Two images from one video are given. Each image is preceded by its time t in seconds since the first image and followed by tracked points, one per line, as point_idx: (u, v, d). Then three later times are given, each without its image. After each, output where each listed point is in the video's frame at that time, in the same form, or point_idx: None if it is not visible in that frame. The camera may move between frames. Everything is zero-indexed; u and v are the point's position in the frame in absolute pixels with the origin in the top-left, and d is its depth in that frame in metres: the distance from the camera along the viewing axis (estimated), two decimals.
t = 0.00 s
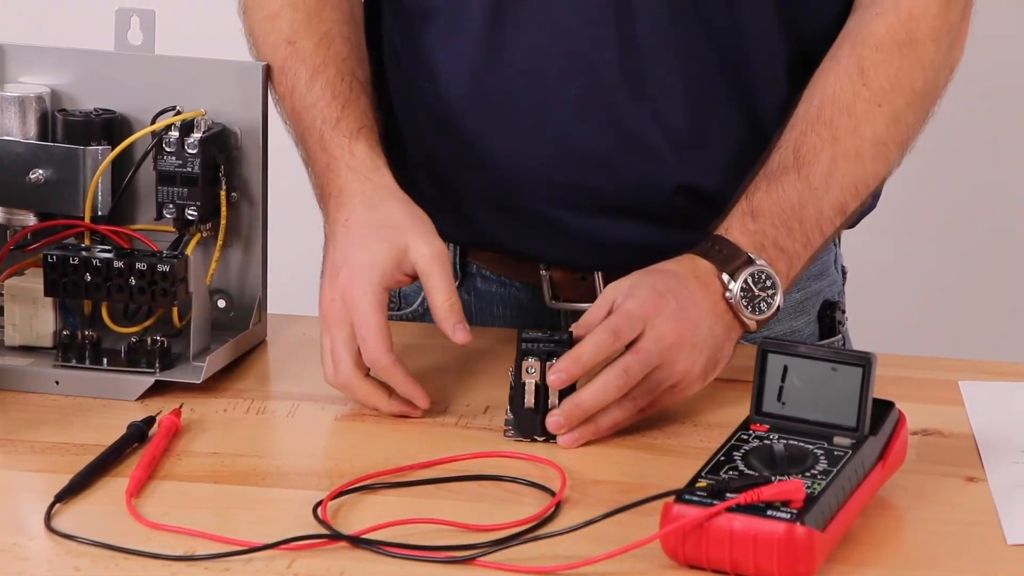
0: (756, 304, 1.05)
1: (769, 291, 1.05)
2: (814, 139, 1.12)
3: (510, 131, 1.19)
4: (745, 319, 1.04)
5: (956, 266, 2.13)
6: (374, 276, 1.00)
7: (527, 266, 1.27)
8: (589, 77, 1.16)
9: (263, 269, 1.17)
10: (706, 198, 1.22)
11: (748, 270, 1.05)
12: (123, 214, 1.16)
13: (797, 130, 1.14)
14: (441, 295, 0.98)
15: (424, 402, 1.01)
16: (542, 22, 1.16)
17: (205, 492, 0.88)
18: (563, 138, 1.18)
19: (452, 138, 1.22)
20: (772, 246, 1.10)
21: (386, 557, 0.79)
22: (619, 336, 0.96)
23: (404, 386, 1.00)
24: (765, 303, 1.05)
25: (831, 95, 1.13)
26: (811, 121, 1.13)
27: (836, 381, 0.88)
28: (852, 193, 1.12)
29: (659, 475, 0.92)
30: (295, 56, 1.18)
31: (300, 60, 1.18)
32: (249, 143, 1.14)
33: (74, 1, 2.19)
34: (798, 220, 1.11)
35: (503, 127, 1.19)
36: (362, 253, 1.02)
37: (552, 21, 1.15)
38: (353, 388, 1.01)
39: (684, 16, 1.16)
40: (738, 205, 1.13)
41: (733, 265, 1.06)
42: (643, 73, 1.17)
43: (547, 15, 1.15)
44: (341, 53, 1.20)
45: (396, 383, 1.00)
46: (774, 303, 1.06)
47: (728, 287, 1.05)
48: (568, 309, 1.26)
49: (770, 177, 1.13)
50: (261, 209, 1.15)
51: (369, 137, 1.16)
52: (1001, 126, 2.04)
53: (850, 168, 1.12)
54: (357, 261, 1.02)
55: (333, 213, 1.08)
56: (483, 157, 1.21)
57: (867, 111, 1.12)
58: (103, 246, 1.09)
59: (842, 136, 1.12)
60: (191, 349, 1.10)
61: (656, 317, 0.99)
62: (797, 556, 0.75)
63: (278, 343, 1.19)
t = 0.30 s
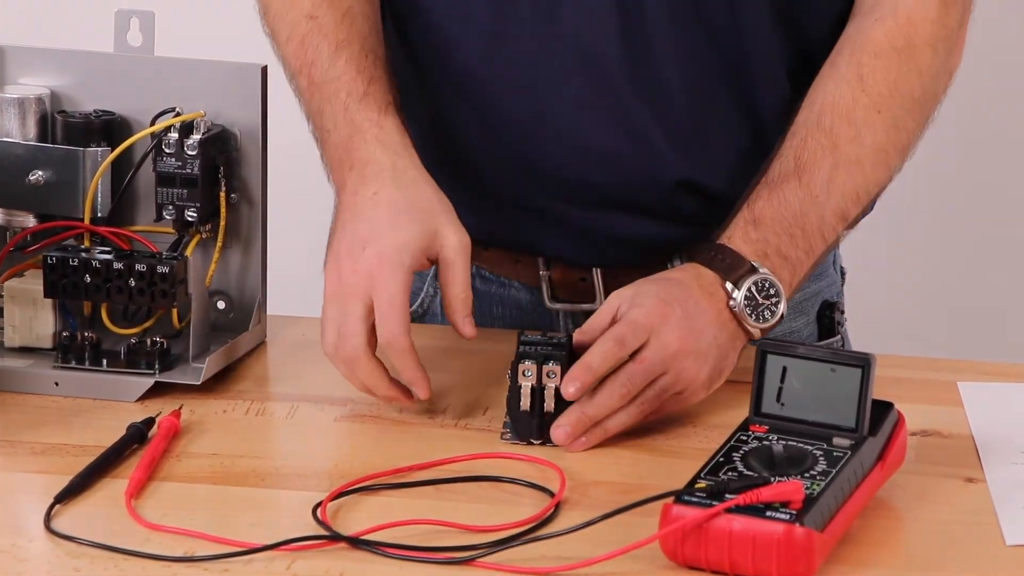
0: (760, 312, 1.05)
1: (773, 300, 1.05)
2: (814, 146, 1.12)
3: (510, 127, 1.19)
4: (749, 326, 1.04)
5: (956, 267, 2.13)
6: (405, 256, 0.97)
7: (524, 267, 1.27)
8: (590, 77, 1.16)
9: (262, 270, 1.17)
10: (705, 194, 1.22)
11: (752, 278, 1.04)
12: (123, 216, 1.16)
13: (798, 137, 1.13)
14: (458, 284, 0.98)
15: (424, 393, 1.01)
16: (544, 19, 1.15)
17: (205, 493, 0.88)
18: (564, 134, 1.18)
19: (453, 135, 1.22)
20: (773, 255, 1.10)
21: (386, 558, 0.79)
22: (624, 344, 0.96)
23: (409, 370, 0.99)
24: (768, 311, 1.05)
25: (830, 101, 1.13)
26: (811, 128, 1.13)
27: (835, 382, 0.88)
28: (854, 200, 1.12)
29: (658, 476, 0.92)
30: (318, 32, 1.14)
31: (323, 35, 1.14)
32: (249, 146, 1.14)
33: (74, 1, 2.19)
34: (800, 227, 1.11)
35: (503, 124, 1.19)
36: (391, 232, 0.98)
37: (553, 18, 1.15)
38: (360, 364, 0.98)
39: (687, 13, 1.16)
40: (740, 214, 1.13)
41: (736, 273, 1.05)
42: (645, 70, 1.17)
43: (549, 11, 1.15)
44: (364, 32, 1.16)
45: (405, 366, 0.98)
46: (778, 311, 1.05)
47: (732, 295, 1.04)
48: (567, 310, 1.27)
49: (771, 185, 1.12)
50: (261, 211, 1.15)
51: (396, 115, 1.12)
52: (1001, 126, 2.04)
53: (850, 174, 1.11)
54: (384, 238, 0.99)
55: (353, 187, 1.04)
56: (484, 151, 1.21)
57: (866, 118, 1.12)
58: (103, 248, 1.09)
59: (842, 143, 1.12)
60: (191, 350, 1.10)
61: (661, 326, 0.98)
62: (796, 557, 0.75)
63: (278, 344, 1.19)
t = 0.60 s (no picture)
0: (819, 301, 1.09)
1: (830, 288, 1.09)
2: (859, 141, 1.18)
3: (515, 125, 1.16)
4: (809, 316, 1.08)
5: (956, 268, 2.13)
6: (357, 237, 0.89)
7: (523, 268, 1.27)
8: (598, 69, 1.13)
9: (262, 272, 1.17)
10: (715, 196, 1.20)
11: (804, 269, 1.09)
12: (122, 218, 1.16)
13: (844, 133, 1.19)
14: (392, 277, 0.93)
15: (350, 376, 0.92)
16: (552, 15, 1.12)
17: (204, 496, 0.88)
18: (571, 133, 1.15)
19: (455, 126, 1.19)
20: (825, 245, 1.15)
21: (386, 560, 0.79)
22: (698, 334, 1.01)
23: (338, 354, 0.89)
24: (827, 300, 1.09)
25: (874, 97, 1.18)
26: (854, 124, 1.18)
27: (834, 383, 0.88)
28: (903, 190, 1.18)
29: (657, 478, 0.92)
30: None
31: None
32: (249, 144, 1.14)
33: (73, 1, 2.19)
34: (852, 220, 1.16)
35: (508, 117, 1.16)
36: (343, 205, 0.90)
37: (559, 16, 1.12)
38: (292, 340, 0.88)
39: (695, 12, 1.14)
40: (790, 211, 1.18)
41: (790, 265, 1.10)
42: (652, 68, 1.15)
43: (555, 8, 1.12)
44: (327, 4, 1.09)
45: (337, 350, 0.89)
46: (836, 300, 1.08)
47: (789, 288, 1.09)
48: (566, 310, 1.27)
49: (820, 181, 1.18)
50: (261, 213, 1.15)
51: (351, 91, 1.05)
52: (1002, 127, 2.03)
53: (897, 166, 1.17)
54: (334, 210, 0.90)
55: (303, 155, 0.95)
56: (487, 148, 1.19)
57: (910, 110, 1.18)
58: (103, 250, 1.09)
59: (888, 137, 1.17)
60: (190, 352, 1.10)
61: (730, 314, 1.03)
62: (795, 559, 0.75)
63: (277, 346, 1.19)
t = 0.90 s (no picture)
0: (874, 295, 1.14)
1: (883, 280, 1.14)
2: (896, 137, 1.21)
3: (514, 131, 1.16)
4: (867, 310, 1.13)
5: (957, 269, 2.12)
6: (224, 251, 0.97)
7: (525, 270, 1.27)
8: (602, 77, 1.14)
9: (263, 272, 1.17)
10: (718, 202, 1.20)
11: (854, 266, 1.14)
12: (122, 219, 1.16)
13: (878, 130, 1.22)
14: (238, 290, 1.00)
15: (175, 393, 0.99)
16: (553, 19, 1.13)
17: (204, 496, 0.88)
18: (573, 138, 1.15)
19: (455, 136, 1.19)
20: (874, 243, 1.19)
21: (386, 561, 0.79)
22: (762, 334, 1.08)
23: (204, 360, 0.97)
24: (882, 292, 1.14)
25: (905, 91, 1.21)
26: (890, 121, 1.21)
27: (835, 384, 0.88)
28: (943, 178, 1.21)
29: (658, 479, 0.92)
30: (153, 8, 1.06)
31: (178, 9, 1.06)
32: (249, 145, 1.14)
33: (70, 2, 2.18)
34: (896, 215, 1.21)
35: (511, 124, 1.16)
36: (205, 217, 0.98)
37: (560, 20, 1.13)
38: (165, 348, 0.94)
39: (699, 17, 1.14)
40: (834, 214, 1.23)
41: (839, 265, 1.15)
42: (655, 77, 1.14)
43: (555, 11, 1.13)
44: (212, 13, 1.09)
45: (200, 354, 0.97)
46: (892, 291, 1.13)
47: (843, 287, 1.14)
48: (569, 311, 1.27)
49: (860, 183, 1.22)
50: (262, 213, 1.16)
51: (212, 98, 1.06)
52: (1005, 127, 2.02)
53: (935, 156, 1.20)
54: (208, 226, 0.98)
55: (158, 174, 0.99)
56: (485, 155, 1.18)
57: (942, 99, 1.20)
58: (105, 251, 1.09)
59: (924, 130, 1.20)
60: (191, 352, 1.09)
61: (793, 312, 1.09)
62: (795, 560, 0.75)
63: (277, 346, 1.19)
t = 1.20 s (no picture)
0: (872, 300, 1.14)
1: (881, 285, 1.14)
2: (883, 142, 1.21)
3: (514, 138, 1.17)
4: (867, 316, 1.13)
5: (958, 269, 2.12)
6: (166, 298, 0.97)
7: (527, 270, 1.26)
8: (602, 85, 1.14)
9: (263, 272, 1.17)
10: (720, 206, 1.19)
11: (851, 273, 1.15)
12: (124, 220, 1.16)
13: (866, 135, 1.22)
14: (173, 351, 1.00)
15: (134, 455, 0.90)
16: (550, 25, 1.13)
17: (205, 497, 0.88)
18: (573, 144, 1.16)
19: (455, 143, 1.19)
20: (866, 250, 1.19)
21: (388, 562, 0.79)
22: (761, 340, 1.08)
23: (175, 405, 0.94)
24: (880, 297, 1.14)
25: (890, 93, 1.21)
26: (876, 126, 1.22)
27: (837, 385, 0.88)
28: (933, 179, 1.21)
29: (659, 479, 0.92)
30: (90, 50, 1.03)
31: (120, 51, 1.04)
32: (249, 144, 1.14)
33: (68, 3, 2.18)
34: (888, 221, 1.20)
35: (511, 131, 1.17)
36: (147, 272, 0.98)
37: (558, 26, 1.13)
38: (147, 386, 0.91)
39: (699, 20, 1.13)
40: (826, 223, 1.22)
41: (836, 273, 1.16)
42: (654, 81, 1.14)
43: (552, 16, 1.13)
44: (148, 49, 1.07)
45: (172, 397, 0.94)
46: (889, 295, 1.14)
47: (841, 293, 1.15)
48: (570, 310, 1.27)
49: (851, 190, 1.22)
50: (262, 213, 1.15)
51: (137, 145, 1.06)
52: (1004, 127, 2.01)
53: (924, 157, 1.21)
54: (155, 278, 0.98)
55: (86, 228, 0.98)
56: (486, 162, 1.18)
57: (929, 100, 1.20)
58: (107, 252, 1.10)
59: (911, 132, 1.21)
60: (192, 352, 1.10)
61: (792, 317, 1.09)
62: (797, 561, 0.75)
63: (278, 346, 1.19)
